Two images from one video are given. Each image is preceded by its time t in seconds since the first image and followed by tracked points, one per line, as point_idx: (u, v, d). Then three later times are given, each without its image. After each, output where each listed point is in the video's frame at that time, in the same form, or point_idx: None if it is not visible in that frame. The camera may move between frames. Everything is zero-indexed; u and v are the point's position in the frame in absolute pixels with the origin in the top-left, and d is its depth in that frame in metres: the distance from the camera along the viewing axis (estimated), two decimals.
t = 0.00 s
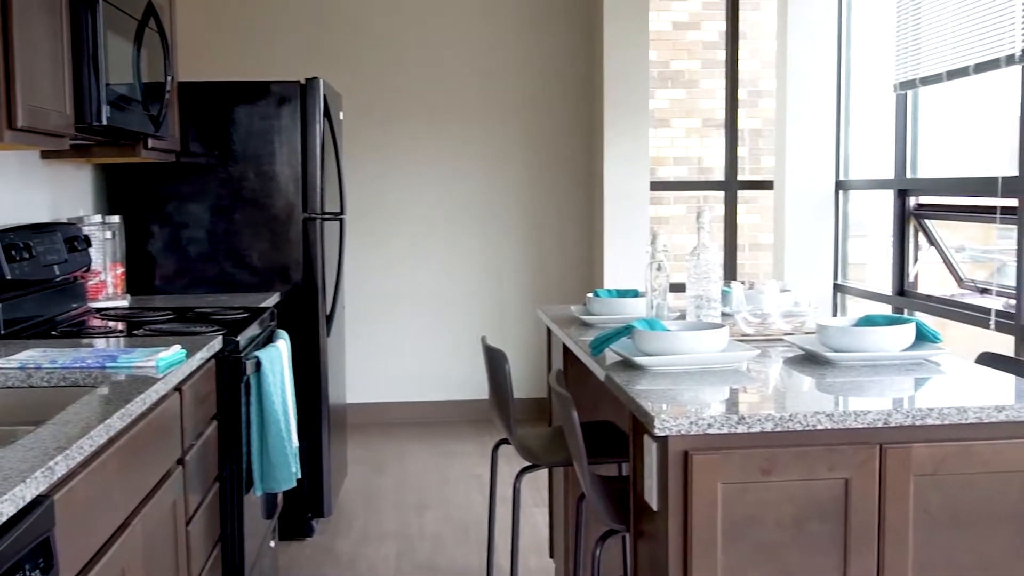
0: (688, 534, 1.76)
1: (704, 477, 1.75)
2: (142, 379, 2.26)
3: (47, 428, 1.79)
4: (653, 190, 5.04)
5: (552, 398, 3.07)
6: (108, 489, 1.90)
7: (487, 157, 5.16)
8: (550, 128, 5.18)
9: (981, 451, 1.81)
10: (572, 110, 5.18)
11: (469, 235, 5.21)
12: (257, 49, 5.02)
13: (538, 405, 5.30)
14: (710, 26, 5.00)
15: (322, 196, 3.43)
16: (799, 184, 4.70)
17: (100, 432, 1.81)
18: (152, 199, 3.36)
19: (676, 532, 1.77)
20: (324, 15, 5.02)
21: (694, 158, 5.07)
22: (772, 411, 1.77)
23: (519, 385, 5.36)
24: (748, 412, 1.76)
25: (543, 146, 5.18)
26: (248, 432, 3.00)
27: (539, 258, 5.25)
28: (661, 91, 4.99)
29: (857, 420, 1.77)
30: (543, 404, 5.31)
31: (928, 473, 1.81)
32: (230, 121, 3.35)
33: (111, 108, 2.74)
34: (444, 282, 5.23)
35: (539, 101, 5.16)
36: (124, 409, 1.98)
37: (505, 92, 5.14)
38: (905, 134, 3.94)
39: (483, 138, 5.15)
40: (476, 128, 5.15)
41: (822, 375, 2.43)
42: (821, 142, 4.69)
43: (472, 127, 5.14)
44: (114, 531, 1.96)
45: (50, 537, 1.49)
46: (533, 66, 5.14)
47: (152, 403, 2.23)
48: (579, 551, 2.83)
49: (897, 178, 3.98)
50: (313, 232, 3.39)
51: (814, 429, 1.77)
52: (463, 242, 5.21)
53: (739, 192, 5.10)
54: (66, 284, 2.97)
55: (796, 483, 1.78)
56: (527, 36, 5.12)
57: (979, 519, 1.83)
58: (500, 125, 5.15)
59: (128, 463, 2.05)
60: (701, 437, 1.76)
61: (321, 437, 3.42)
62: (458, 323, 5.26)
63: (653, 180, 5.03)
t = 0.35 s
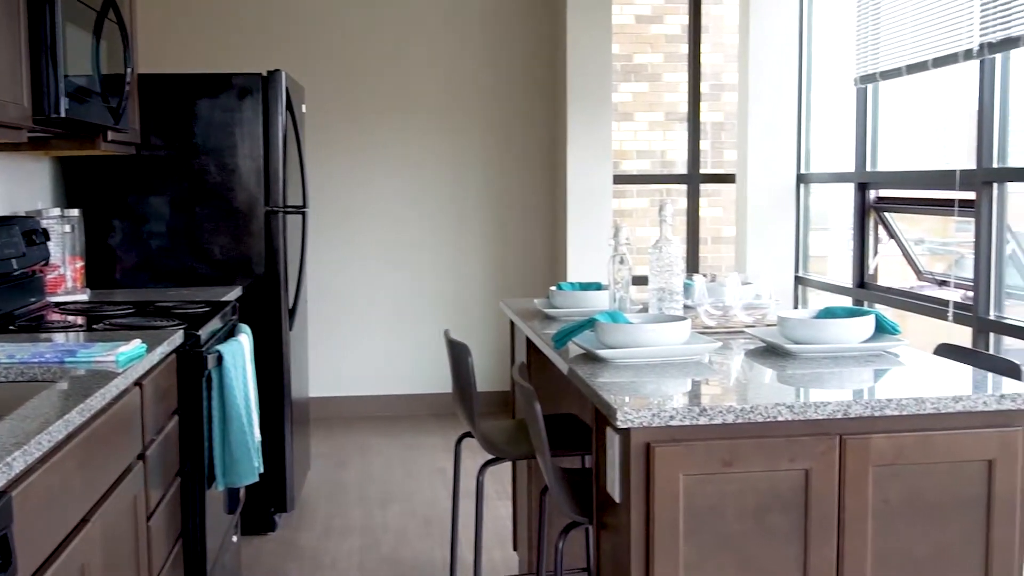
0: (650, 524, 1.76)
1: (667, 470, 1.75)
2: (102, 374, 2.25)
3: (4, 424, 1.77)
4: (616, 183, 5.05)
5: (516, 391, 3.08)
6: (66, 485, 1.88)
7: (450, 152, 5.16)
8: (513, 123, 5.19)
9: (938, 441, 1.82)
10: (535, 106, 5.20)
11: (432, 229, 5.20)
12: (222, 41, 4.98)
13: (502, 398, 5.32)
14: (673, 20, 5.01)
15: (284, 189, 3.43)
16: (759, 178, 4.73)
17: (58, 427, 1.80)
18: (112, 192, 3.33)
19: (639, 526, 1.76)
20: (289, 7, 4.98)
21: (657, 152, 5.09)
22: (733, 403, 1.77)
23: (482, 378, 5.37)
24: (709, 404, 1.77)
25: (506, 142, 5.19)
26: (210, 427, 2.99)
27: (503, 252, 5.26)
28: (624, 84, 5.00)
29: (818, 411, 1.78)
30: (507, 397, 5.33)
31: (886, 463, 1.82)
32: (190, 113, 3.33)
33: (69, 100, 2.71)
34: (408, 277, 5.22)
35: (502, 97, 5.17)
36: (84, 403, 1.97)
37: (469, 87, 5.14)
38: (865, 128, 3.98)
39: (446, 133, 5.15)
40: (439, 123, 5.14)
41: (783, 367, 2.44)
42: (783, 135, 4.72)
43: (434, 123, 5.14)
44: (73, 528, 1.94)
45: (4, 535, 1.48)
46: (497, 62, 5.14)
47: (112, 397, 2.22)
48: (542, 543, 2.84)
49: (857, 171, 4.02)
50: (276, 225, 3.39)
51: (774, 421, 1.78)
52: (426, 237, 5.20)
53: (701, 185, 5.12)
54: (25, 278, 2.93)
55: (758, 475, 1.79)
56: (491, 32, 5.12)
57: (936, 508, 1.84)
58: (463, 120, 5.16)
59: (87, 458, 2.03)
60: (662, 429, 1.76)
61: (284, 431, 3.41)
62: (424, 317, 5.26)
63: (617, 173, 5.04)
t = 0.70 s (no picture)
0: (611, 520, 1.75)
1: (628, 466, 1.74)
2: (59, 371, 2.23)
3: None
4: (578, 179, 5.06)
5: (478, 387, 3.08)
6: (21, 484, 1.85)
7: (413, 149, 5.16)
8: (476, 120, 5.19)
9: (896, 436, 1.83)
10: (498, 103, 5.20)
11: (394, 226, 5.19)
12: (184, 34, 4.93)
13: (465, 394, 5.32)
14: (635, 16, 5.02)
15: (244, 185, 3.41)
16: (720, 175, 4.76)
17: (13, 425, 1.77)
18: (69, 187, 3.29)
19: (601, 522, 1.76)
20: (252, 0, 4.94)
21: (619, 148, 5.10)
22: (695, 398, 1.76)
23: (444, 374, 5.37)
24: (670, 400, 1.75)
25: (469, 138, 5.19)
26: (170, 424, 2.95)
27: (466, 248, 5.26)
28: (586, 80, 5.00)
29: (778, 406, 1.77)
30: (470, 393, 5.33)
31: (845, 458, 1.82)
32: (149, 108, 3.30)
33: (24, 93, 2.66)
34: (371, 273, 5.20)
35: (466, 94, 5.17)
36: (39, 401, 1.95)
37: (432, 84, 5.13)
38: (825, 125, 4.02)
39: (409, 129, 5.14)
40: (402, 120, 5.13)
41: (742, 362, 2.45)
42: (744, 131, 4.75)
43: (397, 119, 5.13)
44: (29, 527, 1.92)
45: None
46: (460, 59, 5.14)
47: (70, 394, 2.20)
48: (503, 539, 2.84)
49: (818, 166, 4.04)
50: (236, 221, 3.37)
51: (735, 416, 1.77)
52: (388, 234, 5.19)
53: (662, 182, 5.14)
54: None
55: (719, 470, 1.79)
56: (455, 29, 5.12)
57: (895, 503, 1.85)
58: (426, 117, 5.15)
59: (43, 456, 2.01)
60: (624, 425, 1.75)
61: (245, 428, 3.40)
62: (387, 313, 5.24)
63: (579, 170, 5.05)
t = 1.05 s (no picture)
0: (577, 515, 1.75)
1: (594, 460, 1.74)
2: (20, 369, 2.21)
3: None
4: (544, 175, 5.06)
5: (445, 382, 3.08)
6: None
7: (379, 145, 5.14)
8: (443, 117, 5.19)
9: (860, 430, 1.84)
10: (464, 100, 5.20)
11: (362, 222, 5.18)
12: (151, 29, 4.89)
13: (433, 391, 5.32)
14: (601, 13, 5.03)
15: (208, 180, 3.38)
16: (684, 171, 4.78)
17: None
18: (29, 182, 3.25)
19: (566, 517, 1.76)
20: None
21: (586, 144, 5.10)
22: (660, 393, 1.76)
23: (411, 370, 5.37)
24: (636, 395, 1.75)
25: (435, 134, 5.19)
26: (134, 422, 2.93)
27: (433, 244, 5.26)
28: (552, 76, 5.00)
29: (743, 401, 1.77)
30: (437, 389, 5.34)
31: (809, 452, 1.83)
32: (111, 103, 3.27)
33: None
34: (338, 270, 5.19)
35: (432, 91, 5.16)
36: None
37: (398, 81, 5.12)
38: (789, 121, 4.06)
39: (375, 126, 5.13)
40: (368, 116, 5.12)
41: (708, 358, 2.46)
42: (709, 127, 4.78)
43: (363, 115, 5.11)
44: None
45: None
46: (426, 56, 5.14)
47: (31, 392, 2.18)
48: (471, 534, 2.84)
49: (781, 164, 4.09)
50: (201, 217, 3.35)
51: (700, 411, 1.78)
52: (354, 230, 5.18)
53: (629, 178, 5.16)
54: None
55: (684, 465, 1.79)
56: (421, 26, 5.11)
57: (859, 496, 1.86)
58: (393, 113, 5.14)
59: (2, 455, 1.99)
60: (591, 420, 1.74)
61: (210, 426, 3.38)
62: (355, 309, 5.23)
63: (545, 166, 5.05)
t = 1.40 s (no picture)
0: (544, 509, 1.73)
1: (561, 454, 1.72)
2: None
3: None
4: (510, 168, 5.07)
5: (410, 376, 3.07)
6: None
7: (343, 137, 5.12)
8: (407, 109, 5.17)
9: (824, 421, 1.85)
10: (430, 92, 5.19)
11: (328, 215, 5.16)
12: (115, 21, 4.84)
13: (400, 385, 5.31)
14: (567, 6, 5.04)
15: (171, 172, 3.36)
16: (650, 164, 4.80)
17: None
18: None
19: (533, 511, 1.74)
20: None
21: (551, 137, 5.11)
22: (627, 385, 1.75)
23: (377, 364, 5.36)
24: (602, 387, 1.74)
25: (402, 127, 5.17)
26: (95, 417, 2.89)
27: (399, 238, 5.25)
28: (518, 69, 5.00)
29: (708, 393, 1.77)
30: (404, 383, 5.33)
31: (774, 443, 1.83)
32: (71, 94, 3.23)
33: None
34: (304, 264, 5.17)
35: (396, 83, 5.15)
36: None
37: (364, 74, 5.11)
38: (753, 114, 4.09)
39: (339, 118, 5.11)
40: (332, 108, 5.09)
41: (673, 350, 2.47)
42: (674, 120, 4.80)
43: (329, 108, 5.09)
44: None
45: None
46: (393, 48, 5.12)
47: None
48: (437, 527, 2.83)
49: (746, 157, 4.12)
50: (164, 210, 3.32)
51: (666, 403, 1.77)
52: (317, 222, 5.15)
53: (594, 171, 5.17)
54: None
55: (651, 457, 1.78)
56: (386, 18, 5.10)
57: (822, 487, 1.86)
58: (360, 106, 5.12)
59: None
60: (557, 412, 1.73)
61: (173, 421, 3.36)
62: (322, 303, 5.21)
63: (511, 159, 5.06)
